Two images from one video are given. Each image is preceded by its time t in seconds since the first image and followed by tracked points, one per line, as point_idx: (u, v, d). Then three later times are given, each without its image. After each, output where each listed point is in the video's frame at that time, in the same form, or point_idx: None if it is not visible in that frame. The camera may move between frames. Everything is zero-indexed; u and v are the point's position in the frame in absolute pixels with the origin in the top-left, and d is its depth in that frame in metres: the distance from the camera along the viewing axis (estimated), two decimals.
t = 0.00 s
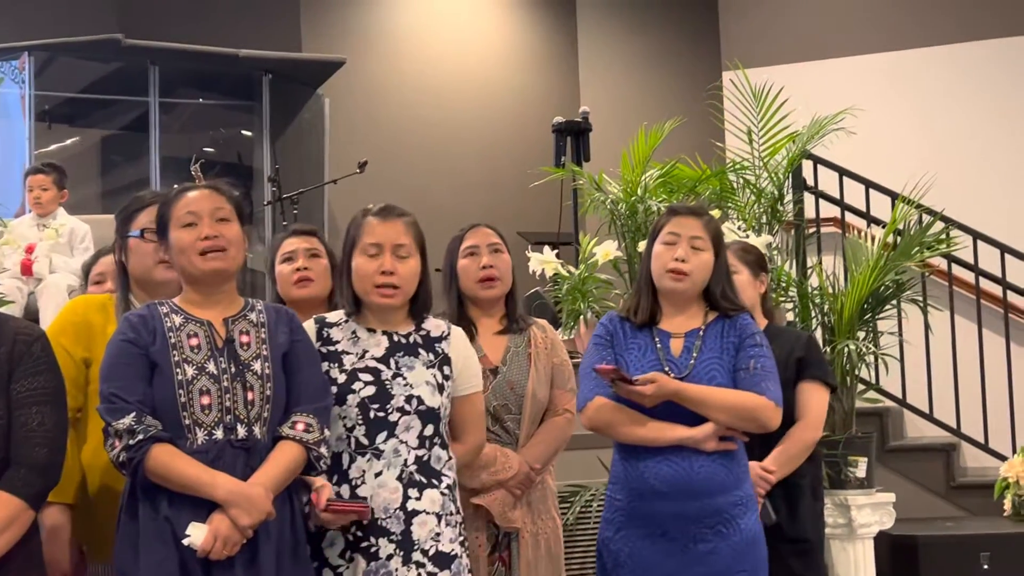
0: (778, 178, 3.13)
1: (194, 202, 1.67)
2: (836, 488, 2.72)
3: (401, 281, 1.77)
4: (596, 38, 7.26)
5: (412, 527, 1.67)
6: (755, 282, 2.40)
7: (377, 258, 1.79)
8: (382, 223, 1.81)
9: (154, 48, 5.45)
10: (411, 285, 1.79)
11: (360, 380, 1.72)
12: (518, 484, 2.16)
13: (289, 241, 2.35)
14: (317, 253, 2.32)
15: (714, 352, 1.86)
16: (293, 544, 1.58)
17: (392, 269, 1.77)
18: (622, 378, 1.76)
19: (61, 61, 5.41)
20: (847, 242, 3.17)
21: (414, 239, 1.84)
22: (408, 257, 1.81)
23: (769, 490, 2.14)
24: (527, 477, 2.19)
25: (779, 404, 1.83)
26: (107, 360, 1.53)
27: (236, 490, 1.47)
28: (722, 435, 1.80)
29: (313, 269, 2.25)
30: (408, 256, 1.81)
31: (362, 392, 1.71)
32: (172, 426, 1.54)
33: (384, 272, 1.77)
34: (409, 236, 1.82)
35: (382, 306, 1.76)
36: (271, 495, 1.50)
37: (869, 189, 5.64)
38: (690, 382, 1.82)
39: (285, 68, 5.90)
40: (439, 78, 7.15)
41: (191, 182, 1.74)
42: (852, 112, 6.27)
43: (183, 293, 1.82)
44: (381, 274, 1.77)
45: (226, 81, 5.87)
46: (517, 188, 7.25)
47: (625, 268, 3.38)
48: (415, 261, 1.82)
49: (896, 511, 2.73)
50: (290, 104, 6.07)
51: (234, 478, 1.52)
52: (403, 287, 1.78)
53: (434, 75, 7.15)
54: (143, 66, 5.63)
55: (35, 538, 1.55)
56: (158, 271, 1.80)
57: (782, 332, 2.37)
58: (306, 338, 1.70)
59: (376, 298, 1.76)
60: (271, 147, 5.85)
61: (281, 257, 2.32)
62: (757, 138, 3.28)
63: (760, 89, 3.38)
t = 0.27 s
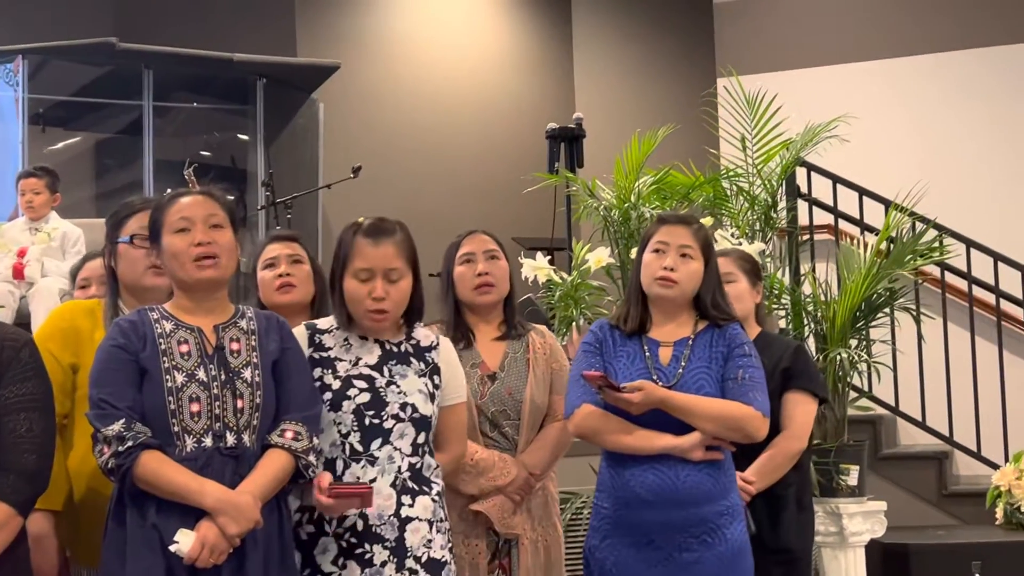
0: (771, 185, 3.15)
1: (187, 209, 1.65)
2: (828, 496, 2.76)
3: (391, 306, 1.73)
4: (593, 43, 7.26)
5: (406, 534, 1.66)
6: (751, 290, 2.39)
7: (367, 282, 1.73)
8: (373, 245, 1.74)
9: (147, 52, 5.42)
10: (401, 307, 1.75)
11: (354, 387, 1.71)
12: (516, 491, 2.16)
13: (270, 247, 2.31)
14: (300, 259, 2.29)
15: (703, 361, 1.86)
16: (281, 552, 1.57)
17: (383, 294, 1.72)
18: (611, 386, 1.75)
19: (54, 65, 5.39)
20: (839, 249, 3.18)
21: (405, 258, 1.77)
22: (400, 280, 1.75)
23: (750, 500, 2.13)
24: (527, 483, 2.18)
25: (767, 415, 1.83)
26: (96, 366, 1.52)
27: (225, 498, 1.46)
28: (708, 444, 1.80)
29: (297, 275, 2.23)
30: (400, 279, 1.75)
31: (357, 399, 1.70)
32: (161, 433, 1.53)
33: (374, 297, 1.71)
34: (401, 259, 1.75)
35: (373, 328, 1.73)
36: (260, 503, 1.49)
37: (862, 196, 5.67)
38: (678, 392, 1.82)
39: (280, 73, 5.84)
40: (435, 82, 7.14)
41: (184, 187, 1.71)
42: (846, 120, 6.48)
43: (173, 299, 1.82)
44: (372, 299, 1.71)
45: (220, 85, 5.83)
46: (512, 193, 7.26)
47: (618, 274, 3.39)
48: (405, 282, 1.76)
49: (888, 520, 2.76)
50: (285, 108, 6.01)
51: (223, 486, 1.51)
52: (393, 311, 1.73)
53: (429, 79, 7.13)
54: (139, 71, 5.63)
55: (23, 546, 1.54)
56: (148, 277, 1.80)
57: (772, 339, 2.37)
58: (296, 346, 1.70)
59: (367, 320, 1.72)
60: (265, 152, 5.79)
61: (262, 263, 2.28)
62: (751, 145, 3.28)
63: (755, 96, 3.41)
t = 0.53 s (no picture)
0: (764, 192, 3.14)
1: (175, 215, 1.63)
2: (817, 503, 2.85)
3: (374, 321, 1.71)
4: (586, 47, 7.24)
5: (398, 541, 1.65)
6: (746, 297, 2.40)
7: (349, 298, 1.71)
8: (354, 260, 1.72)
9: (142, 56, 5.41)
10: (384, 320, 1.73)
11: (344, 395, 1.69)
12: (517, 495, 2.14)
13: (251, 252, 2.30)
14: (281, 264, 2.28)
15: (691, 369, 1.86)
16: (270, 560, 1.56)
17: (365, 310, 1.70)
18: (607, 392, 1.74)
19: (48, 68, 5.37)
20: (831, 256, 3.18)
21: (386, 272, 1.75)
22: (381, 294, 1.73)
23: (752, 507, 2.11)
24: (528, 487, 2.15)
25: (756, 422, 1.84)
26: (85, 372, 1.50)
27: (218, 505, 1.45)
28: (699, 452, 1.80)
29: (277, 281, 2.22)
30: (381, 292, 1.73)
31: (347, 407, 1.69)
32: (151, 441, 1.50)
33: (356, 314, 1.70)
34: (380, 272, 1.73)
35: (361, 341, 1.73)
36: (252, 510, 1.48)
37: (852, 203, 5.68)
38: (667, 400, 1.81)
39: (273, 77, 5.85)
40: (430, 86, 7.13)
41: (171, 195, 1.69)
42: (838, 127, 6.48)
43: (157, 303, 1.82)
44: (354, 317, 1.70)
45: (214, 89, 5.83)
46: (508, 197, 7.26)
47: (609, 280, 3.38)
48: (386, 296, 1.74)
49: (877, 528, 2.84)
50: (278, 112, 6.01)
51: (215, 494, 1.49)
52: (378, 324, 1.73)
53: (424, 83, 7.12)
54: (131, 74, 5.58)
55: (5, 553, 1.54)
56: (129, 281, 1.79)
57: (761, 347, 2.37)
58: (282, 353, 1.69)
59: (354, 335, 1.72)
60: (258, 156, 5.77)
61: (243, 267, 2.27)
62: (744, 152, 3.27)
63: (747, 102, 3.40)
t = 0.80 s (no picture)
0: (760, 195, 3.14)
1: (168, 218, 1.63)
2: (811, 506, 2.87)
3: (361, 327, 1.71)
4: (583, 48, 7.21)
5: (391, 544, 1.65)
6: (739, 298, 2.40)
7: (335, 304, 1.70)
8: (337, 266, 1.71)
9: (139, 57, 5.42)
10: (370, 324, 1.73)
11: (333, 399, 1.69)
12: (517, 498, 2.11)
13: (243, 254, 2.30)
14: (272, 266, 2.29)
15: (688, 371, 1.86)
16: (263, 562, 1.56)
17: (351, 317, 1.69)
18: (613, 396, 1.71)
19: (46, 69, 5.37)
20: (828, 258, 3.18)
21: (370, 275, 1.75)
22: (367, 297, 1.72)
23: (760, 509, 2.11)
24: (528, 490, 2.11)
25: (751, 423, 1.85)
26: (78, 374, 1.49)
27: (212, 508, 1.45)
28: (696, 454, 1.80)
29: (269, 282, 2.22)
30: (367, 297, 1.73)
31: (337, 411, 1.69)
32: (144, 442, 1.50)
33: (342, 321, 1.69)
34: (365, 277, 1.72)
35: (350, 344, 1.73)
36: (245, 513, 1.47)
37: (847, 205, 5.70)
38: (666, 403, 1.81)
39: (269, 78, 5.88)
40: (428, 88, 7.14)
41: (165, 196, 1.68)
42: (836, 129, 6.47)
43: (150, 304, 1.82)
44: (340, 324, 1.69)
45: (211, 91, 5.85)
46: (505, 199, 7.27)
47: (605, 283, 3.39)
48: (372, 298, 1.74)
49: (872, 531, 2.87)
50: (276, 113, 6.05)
51: (208, 496, 1.49)
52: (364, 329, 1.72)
53: (422, 85, 7.12)
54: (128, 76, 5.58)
55: None
56: (120, 282, 1.80)
57: (755, 350, 2.37)
58: (276, 356, 1.68)
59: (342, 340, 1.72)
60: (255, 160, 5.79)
61: (234, 270, 2.28)
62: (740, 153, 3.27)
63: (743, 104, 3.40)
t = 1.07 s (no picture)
0: (758, 194, 3.14)
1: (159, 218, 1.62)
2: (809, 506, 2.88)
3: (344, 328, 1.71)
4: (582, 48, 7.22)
5: (379, 545, 1.65)
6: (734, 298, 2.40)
7: (317, 305, 1.70)
8: (318, 267, 1.71)
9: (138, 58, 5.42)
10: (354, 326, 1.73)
11: (320, 401, 1.69)
12: (509, 503, 2.09)
13: (242, 254, 2.30)
14: (271, 267, 2.28)
15: (683, 370, 1.86)
16: (254, 563, 1.56)
17: (334, 318, 1.69)
18: (619, 398, 1.70)
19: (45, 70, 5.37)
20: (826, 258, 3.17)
21: (353, 274, 1.74)
22: (350, 297, 1.72)
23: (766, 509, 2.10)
24: (520, 496, 2.09)
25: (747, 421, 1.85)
26: (69, 376, 1.50)
27: (199, 510, 1.44)
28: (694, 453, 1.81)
29: (268, 284, 2.22)
30: (350, 297, 1.72)
31: (324, 412, 1.68)
32: (134, 444, 1.50)
33: (325, 322, 1.69)
34: (347, 276, 1.72)
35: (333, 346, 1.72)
36: (235, 514, 1.47)
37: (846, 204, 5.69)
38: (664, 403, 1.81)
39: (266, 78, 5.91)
40: (427, 88, 7.14)
41: (157, 196, 1.68)
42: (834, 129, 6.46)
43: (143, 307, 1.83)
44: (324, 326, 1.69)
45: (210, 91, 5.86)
46: (505, 199, 7.27)
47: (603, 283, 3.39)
48: (356, 298, 1.74)
49: (870, 532, 2.88)
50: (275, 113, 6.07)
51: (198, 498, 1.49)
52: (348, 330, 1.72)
53: (421, 85, 7.12)
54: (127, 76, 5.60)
55: None
56: (112, 286, 1.81)
57: (750, 351, 2.37)
58: (269, 357, 1.68)
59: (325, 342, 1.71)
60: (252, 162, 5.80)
61: (233, 269, 2.27)
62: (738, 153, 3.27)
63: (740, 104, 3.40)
